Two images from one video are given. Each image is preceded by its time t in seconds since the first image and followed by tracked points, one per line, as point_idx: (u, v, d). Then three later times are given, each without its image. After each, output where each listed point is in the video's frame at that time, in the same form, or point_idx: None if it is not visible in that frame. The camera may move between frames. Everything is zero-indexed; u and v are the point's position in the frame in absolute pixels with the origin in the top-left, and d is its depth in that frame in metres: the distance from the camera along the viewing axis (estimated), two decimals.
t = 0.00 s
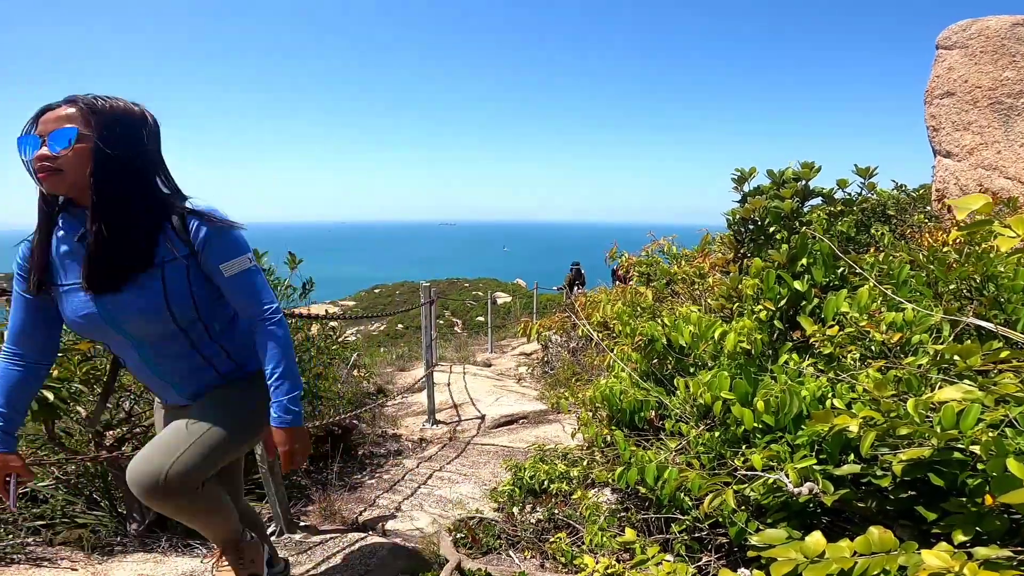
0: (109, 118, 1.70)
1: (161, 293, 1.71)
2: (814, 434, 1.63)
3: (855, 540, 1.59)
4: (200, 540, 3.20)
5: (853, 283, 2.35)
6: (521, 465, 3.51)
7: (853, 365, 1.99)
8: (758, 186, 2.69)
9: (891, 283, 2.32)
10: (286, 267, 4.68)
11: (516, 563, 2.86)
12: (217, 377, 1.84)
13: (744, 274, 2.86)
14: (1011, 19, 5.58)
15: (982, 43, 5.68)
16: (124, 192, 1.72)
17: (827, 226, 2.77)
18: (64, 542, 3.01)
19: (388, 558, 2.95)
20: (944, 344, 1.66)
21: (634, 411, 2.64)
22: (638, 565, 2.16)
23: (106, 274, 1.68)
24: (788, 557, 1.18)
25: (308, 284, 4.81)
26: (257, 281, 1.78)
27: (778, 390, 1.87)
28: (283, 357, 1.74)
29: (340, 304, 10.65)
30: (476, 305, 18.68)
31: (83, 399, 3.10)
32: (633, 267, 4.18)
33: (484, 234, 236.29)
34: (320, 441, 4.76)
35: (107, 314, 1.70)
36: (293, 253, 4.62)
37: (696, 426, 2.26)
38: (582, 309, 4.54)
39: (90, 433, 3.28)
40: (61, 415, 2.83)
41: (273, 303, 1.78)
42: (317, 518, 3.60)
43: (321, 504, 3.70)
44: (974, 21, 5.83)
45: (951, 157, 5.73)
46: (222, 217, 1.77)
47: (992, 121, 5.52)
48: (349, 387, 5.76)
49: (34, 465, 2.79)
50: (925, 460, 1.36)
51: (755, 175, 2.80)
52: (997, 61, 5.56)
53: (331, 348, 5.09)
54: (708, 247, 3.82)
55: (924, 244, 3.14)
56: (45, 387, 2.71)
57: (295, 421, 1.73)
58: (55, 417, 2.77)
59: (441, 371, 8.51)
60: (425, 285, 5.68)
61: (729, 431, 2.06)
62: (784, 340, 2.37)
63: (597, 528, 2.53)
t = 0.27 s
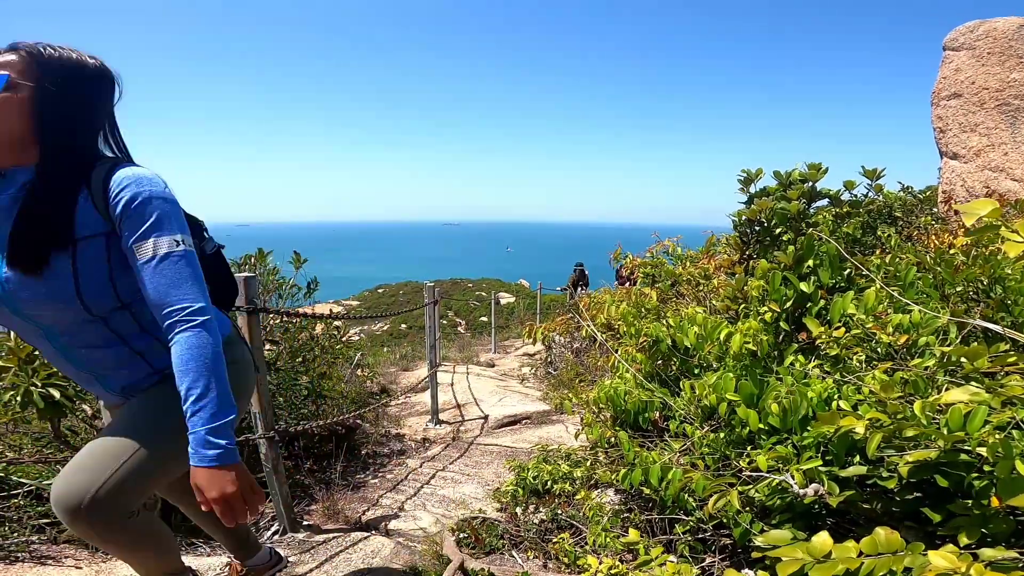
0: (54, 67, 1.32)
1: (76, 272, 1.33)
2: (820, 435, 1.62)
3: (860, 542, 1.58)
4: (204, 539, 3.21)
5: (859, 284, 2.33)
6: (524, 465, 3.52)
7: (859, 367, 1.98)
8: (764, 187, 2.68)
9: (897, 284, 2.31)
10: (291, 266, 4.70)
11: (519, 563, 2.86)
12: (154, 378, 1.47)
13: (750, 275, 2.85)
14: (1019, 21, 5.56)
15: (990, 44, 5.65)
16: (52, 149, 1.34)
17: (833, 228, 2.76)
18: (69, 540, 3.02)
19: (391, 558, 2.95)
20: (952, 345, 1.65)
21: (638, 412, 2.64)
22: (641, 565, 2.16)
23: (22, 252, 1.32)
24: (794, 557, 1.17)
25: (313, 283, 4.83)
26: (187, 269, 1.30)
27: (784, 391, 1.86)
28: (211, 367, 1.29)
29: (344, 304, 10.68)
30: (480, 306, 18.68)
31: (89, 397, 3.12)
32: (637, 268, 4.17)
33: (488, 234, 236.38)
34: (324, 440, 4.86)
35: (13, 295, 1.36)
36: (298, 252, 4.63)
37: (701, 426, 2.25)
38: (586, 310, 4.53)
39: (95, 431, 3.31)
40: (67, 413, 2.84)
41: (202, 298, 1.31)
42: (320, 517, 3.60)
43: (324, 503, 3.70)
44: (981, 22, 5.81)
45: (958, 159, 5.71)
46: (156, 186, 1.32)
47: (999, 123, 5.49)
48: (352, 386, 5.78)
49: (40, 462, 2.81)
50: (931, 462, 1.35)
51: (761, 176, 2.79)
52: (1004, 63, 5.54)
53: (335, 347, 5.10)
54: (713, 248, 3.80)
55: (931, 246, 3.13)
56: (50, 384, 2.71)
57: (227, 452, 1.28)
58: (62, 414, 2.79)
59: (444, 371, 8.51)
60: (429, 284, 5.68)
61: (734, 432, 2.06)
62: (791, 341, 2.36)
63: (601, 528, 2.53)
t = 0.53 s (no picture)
0: None
1: None
2: (821, 434, 1.62)
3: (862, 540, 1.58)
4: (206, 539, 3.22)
5: (860, 282, 2.33)
6: (526, 464, 3.52)
7: (860, 366, 1.97)
8: (765, 186, 2.68)
9: (898, 283, 2.31)
10: (292, 266, 4.71)
11: (521, 563, 2.86)
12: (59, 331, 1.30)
13: (751, 274, 2.85)
14: (1019, 18, 5.55)
15: (990, 42, 5.65)
16: None
17: (834, 226, 2.76)
18: (71, 540, 3.02)
19: (392, 558, 2.95)
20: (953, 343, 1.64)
21: (639, 411, 2.63)
22: (643, 565, 2.16)
23: None
24: (796, 557, 1.17)
25: (313, 283, 4.84)
26: (62, 204, 1.11)
27: (785, 390, 1.86)
28: (24, 326, 1.08)
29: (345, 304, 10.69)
30: (481, 305, 18.70)
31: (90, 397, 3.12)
32: (638, 267, 4.18)
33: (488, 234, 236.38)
34: (325, 440, 4.87)
35: None
36: (298, 252, 4.63)
37: (702, 425, 2.24)
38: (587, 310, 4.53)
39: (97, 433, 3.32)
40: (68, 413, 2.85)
41: (61, 240, 1.11)
42: (322, 517, 3.60)
43: (326, 503, 3.70)
44: (981, 20, 5.81)
45: (958, 157, 5.71)
46: (68, 109, 1.15)
47: (999, 121, 5.49)
48: (353, 386, 5.79)
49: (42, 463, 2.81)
50: (933, 460, 1.35)
51: (762, 175, 2.79)
52: (1005, 60, 5.53)
53: (336, 347, 5.10)
54: (714, 247, 3.78)
55: (931, 245, 3.13)
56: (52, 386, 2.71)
57: None
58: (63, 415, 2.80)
59: (445, 370, 8.52)
60: (429, 284, 5.68)
61: (735, 431, 2.05)
62: (792, 340, 2.35)
63: (603, 528, 2.53)
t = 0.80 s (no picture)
0: None
1: None
2: (809, 438, 1.63)
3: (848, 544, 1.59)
4: (198, 539, 3.22)
5: (851, 287, 2.35)
6: (520, 466, 3.53)
7: (850, 370, 1.98)
8: (757, 190, 2.70)
9: (889, 288, 2.32)
10: (287, 266, 4.72)
11: (513, 564, 2.87)
12: None
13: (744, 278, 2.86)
14: (1015, 23, 5.58)
15: (987, 47, 5.70)
16: None
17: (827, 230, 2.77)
18: (62, 539, 3.03)
19: (385, 558, 2.96)
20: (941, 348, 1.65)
21: (632, 414, 2.64)
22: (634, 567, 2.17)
23: None
24: (780, 561, 1.18)
25: (309, 283, 4.84)
26: None
27: (773, 395, 1.87)
28: None
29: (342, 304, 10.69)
30: (479, 306, 18.72)
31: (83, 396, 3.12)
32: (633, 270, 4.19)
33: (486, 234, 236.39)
34: (320, 440, 4.88)
35: None
36: (294, 252, 4.64)
37: (694, 428, 2.25)
38: (582, 312, 4.55)
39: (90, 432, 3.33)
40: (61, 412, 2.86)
41: None
42: (315, 517, 3.60)
43: (320, 503, 3.71)
44: (978, 25, 5.84)
45: (954, 161, 5.74)
46: None
47: (995, 125, 5.51)
48: (348, 387, 5.80)
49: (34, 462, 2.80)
50: (918, 465, 1.36)
51: (755, 179, 2.80)
52: (1001, 64, 5.56)
53: (332, 347, 5.11)
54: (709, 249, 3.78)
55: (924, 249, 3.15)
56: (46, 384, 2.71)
57: None
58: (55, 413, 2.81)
59: (442, 371, 8.53)
60: (426, 285, 5.69)
61: (726, 434, 2.06)
62: (783, 344, 2.37)
63: (595, 529, 2.54)
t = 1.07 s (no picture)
0: None
1: None
2: (795, 449, 1.66)
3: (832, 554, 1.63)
4: (191, 543, 3.23)
5: (839, 298, 2.38)
6: (513, 471, 3.56)
7: (837, 382, 2.01)
8: (748, 201, 2.72)
9: (877, 299, 2.35)
10: (282, 270, 4.74)
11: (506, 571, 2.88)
12: None
13: (734, 288, 2.89)
14: (1010, 28, 5.61)
15: (981, 50, 5.70)
16: None
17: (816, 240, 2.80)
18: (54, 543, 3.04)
19: (378, 564, 2.97)
20: (925, 362, 1.67)
21: (623, 421, 2.66)
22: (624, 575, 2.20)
23: None
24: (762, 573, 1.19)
25: (303, 287, 4.85)
26: None
27: (760, 407, 1.89)
28: None
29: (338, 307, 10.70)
30: (475, 308, 18.74)
31: (75, 400, 3.13)
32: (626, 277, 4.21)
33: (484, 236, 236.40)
34: (314, 444, 4.89)
35: None
36: (289, 256, 4.65)
37: (684, 437, 2.27)
38: (576, 317, 4.57)
39: (82, 436, 3.33)
40: (52, 417, 2.87)
41: None
42: (309, 521, 3.61)
43: (313, 507, 3.71)
44: (974, 29, 5.85)
45: (948, 166, 5.78)
46: None
47: (989, 130, 5.55)
48: (343, 390, 5.81)
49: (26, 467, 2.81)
50: (900, 477, 1.39)
51: (746, 188, 2.82)
52: (996, 69, 5.58)
53: (326, 351, 5.12)
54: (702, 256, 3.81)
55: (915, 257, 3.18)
56: (36, 390, 2.71)
57: None
58: (46, 418, 2.82)
59: (438, 374, 8.54)
60: (421, 288, 5.70)
61: (714, 444, 2.08)
62: (772, 355, 2.41)
63: (586, 536, 2.56)
